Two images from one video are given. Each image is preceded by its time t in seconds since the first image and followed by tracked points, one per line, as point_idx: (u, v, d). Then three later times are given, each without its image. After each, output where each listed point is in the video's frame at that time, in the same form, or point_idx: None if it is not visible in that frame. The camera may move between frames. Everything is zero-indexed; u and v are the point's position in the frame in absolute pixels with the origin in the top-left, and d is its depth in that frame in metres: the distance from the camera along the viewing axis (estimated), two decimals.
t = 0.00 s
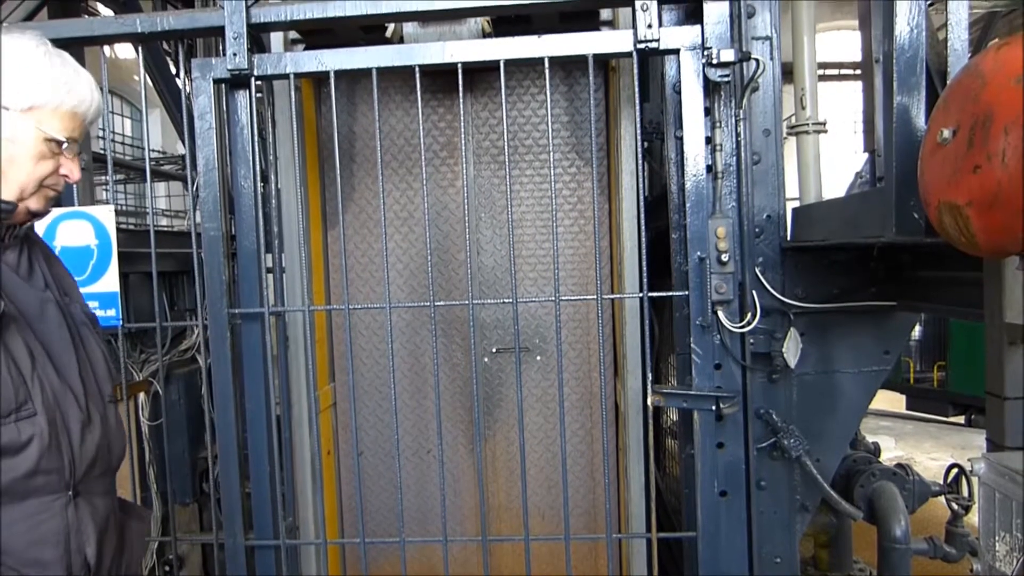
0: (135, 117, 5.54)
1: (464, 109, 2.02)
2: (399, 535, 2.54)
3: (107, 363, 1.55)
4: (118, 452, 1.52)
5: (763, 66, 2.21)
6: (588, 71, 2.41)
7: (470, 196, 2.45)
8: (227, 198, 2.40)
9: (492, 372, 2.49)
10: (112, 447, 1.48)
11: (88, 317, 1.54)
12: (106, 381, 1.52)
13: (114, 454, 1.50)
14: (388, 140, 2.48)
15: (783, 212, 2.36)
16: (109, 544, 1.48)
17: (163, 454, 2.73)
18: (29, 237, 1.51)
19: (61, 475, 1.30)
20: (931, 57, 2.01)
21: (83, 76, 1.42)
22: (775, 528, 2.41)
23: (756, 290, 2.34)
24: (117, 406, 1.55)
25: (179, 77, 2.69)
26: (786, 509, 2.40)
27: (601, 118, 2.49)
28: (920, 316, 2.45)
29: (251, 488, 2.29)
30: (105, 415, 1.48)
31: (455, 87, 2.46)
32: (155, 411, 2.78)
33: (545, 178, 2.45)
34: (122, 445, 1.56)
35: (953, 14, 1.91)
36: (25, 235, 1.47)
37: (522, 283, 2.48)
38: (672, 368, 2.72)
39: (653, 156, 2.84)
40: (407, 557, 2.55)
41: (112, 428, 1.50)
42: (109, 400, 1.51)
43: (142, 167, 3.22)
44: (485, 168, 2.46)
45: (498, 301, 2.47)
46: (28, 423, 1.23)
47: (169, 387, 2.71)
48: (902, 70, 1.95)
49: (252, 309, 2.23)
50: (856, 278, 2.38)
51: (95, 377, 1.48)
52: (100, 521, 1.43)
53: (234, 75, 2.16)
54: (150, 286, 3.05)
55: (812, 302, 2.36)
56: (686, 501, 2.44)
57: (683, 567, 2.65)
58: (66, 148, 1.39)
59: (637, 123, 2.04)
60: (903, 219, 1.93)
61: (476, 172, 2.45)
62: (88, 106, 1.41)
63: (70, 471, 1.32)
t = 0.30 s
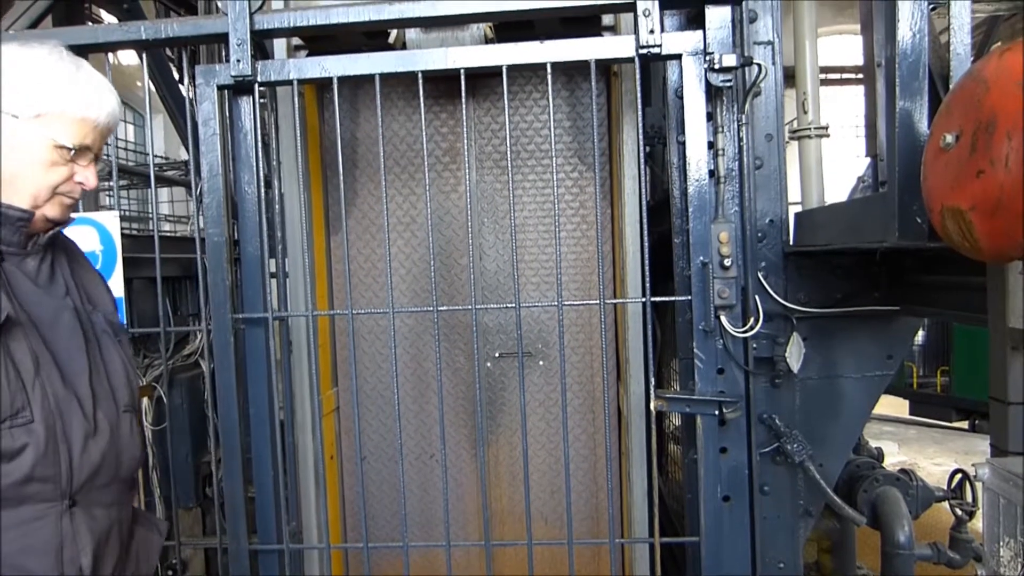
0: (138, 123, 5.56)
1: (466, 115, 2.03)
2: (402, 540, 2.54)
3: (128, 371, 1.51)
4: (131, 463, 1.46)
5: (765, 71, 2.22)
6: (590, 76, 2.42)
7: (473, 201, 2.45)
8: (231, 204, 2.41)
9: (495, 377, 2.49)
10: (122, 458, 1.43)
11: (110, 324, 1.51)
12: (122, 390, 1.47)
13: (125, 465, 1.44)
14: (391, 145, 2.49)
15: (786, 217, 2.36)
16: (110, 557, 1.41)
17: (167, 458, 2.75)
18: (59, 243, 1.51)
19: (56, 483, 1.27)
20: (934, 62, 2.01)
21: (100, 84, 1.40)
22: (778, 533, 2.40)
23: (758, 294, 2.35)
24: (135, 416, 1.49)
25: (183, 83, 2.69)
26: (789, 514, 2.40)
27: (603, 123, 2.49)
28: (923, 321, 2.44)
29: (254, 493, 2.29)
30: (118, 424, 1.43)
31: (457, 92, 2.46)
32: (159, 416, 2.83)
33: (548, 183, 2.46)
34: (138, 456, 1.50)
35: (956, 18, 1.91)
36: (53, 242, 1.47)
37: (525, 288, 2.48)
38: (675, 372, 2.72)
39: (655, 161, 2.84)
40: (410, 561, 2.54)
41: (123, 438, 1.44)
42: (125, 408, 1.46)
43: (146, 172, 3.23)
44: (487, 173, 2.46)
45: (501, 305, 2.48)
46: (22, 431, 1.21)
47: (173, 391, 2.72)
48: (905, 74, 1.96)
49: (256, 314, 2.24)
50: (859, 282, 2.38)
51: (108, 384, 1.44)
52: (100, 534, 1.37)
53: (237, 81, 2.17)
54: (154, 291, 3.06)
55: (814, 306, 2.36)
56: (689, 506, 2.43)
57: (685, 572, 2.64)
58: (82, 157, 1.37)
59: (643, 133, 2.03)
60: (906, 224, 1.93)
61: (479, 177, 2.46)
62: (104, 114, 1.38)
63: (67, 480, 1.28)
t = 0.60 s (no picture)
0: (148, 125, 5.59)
1: (476, 119, 2.04)
2: (409, 541, 2.55)
3: (151, 376, 1.49)
4: (147, 469, 1.44)
5: (775, 77, 2.22)
6: (600, 81, 2.43)
7: (482, 205, 2.46)
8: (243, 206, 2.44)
9: (502, 380, 2.50)
10: (136, 464, 1.40)
11: (135, 327, 1.50)
12: (142, 394, 1.46)
13: (140, 471, 1.41)
14: (401, 148, 2.51)
15: (795, 223, 2.37)
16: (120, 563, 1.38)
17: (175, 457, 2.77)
18: (90, 242, 1.52)
19: (65, 487, 1.25)
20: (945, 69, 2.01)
21: (130, 89, 1.38)
22: (784, 539, 2.40)
23: (766, 300, 2.35)
24: (154, 420, 1.48)
25: (195, 87, 2.72)
26: (796, 520, 2.39)
27: (613, 128, 2.50)
28: (932, 328, 2.43)
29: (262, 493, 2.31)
30: (135, 428, 1.41)
31: (468, 96, 2.48)
32: (167, 415, 2.84)
33: (557, 187, 2.47)
34: (155, 460, 1.48)
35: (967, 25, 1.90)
36: (80, 242, 1.47)
37: (533, 292, 2.49)
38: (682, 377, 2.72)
39: (664, 166, 2.85)
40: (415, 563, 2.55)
41: (139, 442, 1.42)
42: (144, 413, 1.44)
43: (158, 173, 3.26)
44: (496, 176, 2.47)
45: (510, 309, 2.48)
46: (32, 433, 1.20)
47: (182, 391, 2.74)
48: (917, 81, 1.95)
49: (266, 315, 2.26)
50: (868, 289, 2.37)
51: (127, 388, 1.42)
52: (109, 540, 1.34)
53: (249, 85, 2.19)
54: (164, 292, 3.09)
55: (823, 313, 2.36)
56: (696, 511, 2.43)
57: None
58: (106, 162, 1.36)
59: (650, 139, 2.03)
60: (916, 231, 1.92)
61: (488, 181, 2.47)
62: (129, 120, 1.37)
63: (75, 483, 1.26)
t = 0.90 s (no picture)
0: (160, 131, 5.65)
1: (485, 122, 2.05)
2: (419, 543, 2.56)
3: (170, 379, 1.49)
4: (170, 472, 1.44)
5: (784, 79, 2.21)
6: (608, 84, 2.43)
7: (491, 208, 2.47)
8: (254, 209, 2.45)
9: (512, 383, 2.50)
10: (161, 467, 1.40)
11: (155, 331, 1.51)
12: (164, 398, 1.46)
13: (165, 474, 1.41)
14: (410, 152, 2.52)
15: (805, 225, 2.36)
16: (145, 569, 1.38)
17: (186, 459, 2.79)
18: (111, 249, 1.53)
19: (97, 494, 1.25)
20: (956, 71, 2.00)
21: (143, 88, 1.36)
22: (794, 541, 2.39)
23: (775, 302, 2.35)
24: (175, 424, 1.47)
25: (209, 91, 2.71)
26: (806, 523, 2.39)
27: (622, 130, 2.50)
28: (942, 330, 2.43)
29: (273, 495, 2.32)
30: (159, 432, 1.41)
31: (477, 99, 2.49)
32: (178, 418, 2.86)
33: (565, 190, 2.47)
34: (177, 464, 1.48)
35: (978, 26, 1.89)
36: (103, 247, 1.49)
37: (542, 294, 2.50)
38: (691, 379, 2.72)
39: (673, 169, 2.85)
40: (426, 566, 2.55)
41: (163, 447, 1.41)
42: (166, 417, 1.44)
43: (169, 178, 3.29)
44: (505, 179, 2.48)
45: (519, 311, 2.48)
46: (65, 442, 1.20)
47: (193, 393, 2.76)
48: (927, 83, 1.94)
49: (277, 318, 2.28)
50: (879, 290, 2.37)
51: (150, 393, 1.43)
52: (138, 545, 1.34)
53: (260, 89, 2.20)
54: (176, 295, 3.11)
55: (833, 315, 2.35)
56: (706, 513, 2.42)
57: None
58: (116, 164, 1.36)
59: (660, 139, 2.02)
60: (926, 232, 1.92)
61: (497, 184, 2.47)
62: (139, 122, 1.35)
63: (107, 490, 1.26)
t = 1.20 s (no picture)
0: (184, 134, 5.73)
1: (508, 124, 2.05)
2: (440, 545, 2.56)
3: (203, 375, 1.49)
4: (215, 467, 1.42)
5: (809, 79, 2.19)
6: (630, 85, 2.43)
7: (513, 211, 2.47)
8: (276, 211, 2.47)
9: (533, 384, 2.50)
10: (211, 462, 1.38)
11: (187, 329, 1.50)
12: (201, 394, 1.45)
13: (213, 469, 1.40)
14: (432, 154, 2.53)
15: (829, 227, 2.34)
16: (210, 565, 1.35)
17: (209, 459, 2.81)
18: (133, 253, 1.48)
19: (168, 492, 1.22)
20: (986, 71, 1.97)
21: (162, 79, 1.26)
22: (818, 546, 2.37)
23: (799, 304, 2.33)
24: (211, 419, 1.46)
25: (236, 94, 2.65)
26: (830, 528, 2.36)
27: (644, 131, 2.49)
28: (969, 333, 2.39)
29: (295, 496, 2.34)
30: (202, 427, 1.40)
31: (498, 101, 2.49)
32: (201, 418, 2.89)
33: (587, 192, 2.47)
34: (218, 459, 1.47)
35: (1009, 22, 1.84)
36: (127, 251, 1.42)
37: (564, 296, 2.49)
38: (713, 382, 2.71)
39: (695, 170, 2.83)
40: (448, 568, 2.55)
41: (209, 444, 1.40)
42: (205, 413, 1.43)
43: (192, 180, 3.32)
44: (527, 181, 2.48)
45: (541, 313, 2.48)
46: (134, 443, 1.16)
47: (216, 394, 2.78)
48: (955, 82, 1.92)
49: (300, 320, 2.29)
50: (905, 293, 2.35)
51: (190, 389, 1.41)
52: (203, 540, 1.32)
53: (284, 92, 2.22)
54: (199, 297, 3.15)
55: (857, 317, 2.33)
56: (729, 517, 2.41)
57: None
58: (135, 161, 1.26)
59: (683, 139, 2.00)
60: (955, 235, 1.89)
61: (518, 186, 2.47)
62: (157, 114, 1.24)
63: (175, 488, 1.23)
